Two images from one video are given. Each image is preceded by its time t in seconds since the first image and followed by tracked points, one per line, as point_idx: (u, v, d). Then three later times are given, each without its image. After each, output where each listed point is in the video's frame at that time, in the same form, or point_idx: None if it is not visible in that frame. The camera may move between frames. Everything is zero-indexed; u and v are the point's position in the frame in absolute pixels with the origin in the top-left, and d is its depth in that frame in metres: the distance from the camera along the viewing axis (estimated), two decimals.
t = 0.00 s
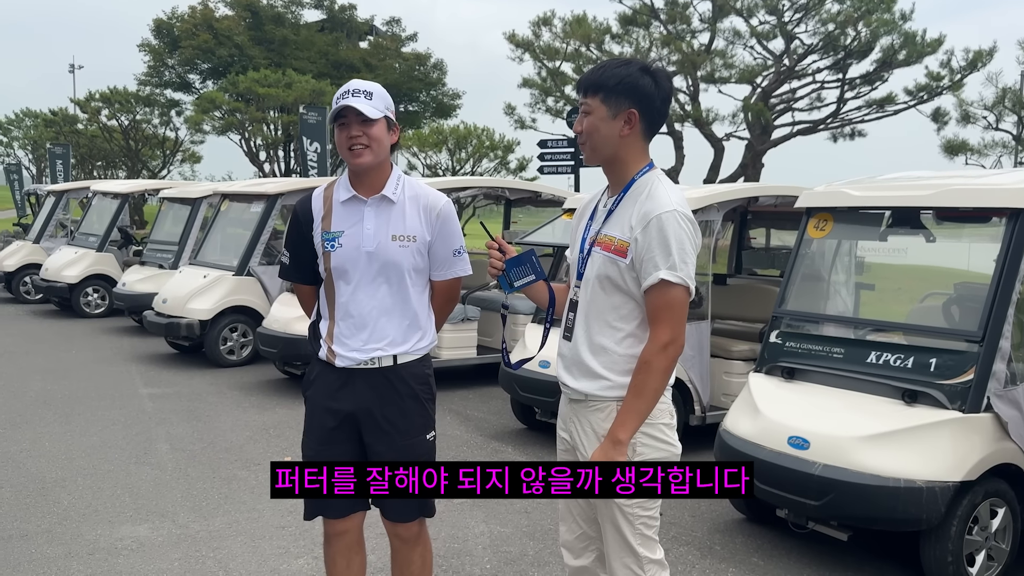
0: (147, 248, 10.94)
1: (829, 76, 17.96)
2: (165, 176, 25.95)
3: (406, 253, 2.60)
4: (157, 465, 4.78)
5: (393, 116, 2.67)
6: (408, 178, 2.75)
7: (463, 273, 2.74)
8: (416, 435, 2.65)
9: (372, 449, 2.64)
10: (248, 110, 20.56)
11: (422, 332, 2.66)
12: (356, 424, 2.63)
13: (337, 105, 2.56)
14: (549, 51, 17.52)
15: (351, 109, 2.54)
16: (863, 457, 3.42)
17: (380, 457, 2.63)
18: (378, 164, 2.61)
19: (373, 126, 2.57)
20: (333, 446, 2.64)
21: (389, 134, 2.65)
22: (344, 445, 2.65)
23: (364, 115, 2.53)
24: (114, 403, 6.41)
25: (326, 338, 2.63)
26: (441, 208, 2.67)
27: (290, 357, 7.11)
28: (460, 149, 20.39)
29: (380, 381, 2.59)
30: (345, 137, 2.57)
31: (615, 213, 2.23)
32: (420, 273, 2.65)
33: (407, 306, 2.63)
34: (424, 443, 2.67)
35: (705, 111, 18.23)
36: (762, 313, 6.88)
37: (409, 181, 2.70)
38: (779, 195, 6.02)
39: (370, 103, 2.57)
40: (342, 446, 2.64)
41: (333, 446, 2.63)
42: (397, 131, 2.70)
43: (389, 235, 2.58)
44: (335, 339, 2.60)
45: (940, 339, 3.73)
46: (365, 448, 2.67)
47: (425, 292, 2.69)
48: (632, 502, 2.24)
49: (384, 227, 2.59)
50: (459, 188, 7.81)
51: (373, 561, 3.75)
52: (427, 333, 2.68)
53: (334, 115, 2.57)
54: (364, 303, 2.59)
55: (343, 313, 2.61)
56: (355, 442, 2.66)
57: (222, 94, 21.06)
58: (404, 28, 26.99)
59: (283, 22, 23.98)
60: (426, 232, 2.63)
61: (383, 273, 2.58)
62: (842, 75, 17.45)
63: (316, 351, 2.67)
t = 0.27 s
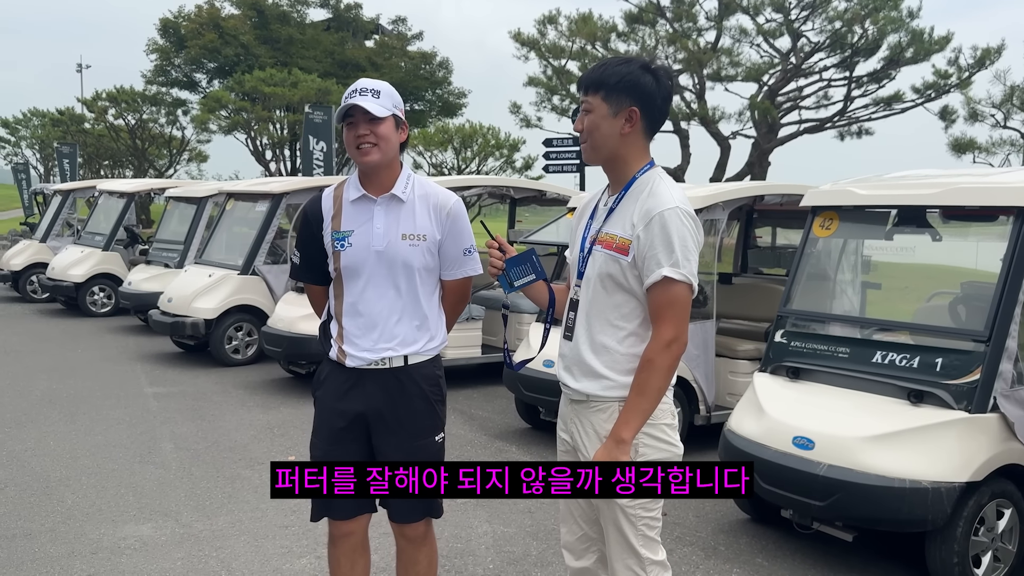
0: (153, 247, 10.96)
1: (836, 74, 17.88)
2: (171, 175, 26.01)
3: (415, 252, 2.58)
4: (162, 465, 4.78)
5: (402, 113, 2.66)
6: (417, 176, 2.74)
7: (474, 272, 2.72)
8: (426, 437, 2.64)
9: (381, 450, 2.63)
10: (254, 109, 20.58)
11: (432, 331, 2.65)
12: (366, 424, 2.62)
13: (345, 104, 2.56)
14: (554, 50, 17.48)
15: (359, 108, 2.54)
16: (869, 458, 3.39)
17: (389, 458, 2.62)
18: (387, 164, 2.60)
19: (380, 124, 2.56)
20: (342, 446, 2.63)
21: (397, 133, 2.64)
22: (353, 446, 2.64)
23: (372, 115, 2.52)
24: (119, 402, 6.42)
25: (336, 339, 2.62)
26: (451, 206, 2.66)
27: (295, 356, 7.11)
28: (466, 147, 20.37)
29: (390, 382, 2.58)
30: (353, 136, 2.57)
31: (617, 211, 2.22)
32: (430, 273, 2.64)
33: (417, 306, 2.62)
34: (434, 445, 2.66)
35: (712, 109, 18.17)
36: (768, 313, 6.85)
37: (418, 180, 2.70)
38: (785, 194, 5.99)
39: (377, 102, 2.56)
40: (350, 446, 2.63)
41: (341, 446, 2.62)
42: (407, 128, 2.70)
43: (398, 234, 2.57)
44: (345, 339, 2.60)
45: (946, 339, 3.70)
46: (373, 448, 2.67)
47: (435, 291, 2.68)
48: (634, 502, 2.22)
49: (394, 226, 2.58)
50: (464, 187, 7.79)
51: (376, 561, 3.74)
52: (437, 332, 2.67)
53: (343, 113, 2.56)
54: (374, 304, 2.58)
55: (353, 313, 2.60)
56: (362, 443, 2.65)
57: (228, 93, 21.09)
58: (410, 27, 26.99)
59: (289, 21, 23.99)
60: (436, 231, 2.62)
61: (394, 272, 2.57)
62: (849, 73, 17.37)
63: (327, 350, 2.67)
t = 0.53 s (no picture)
0: (158, 246, 11.00)
1: (843, 73, 17.80)
2: (178, 175, 26.11)
3: (430, 253, 2.58)
4: (164, 464, 4.79)
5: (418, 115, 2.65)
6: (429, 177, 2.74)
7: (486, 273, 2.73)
8: (436, 439, 2.65)
9: (391, 452, 2.63)
10: (260, 108, 20.61)
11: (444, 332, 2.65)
12: (378, 427, 2.61)
13: (361, 105, 2.54)
14: (560, 49, 17.45)
15: (376, 110, 2.52)
16: (872, 459, 3.37)
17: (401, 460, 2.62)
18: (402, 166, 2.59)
19: (396, 127, 2.55)
20: (352, 449, 2.60)
21: (412, 135, 2.63)
22: (363, 448, 2.62)
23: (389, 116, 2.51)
24: (123, 402, 6.43)
25: (348, 341, 2.60)
26: (464, 207, 2.66)
27: (298, 356, 7.11)
28: (471, 147, 20.37)
29: (404, 384, 2.58)
30: (368, 137, 2.56)
31: (614, 211, 2.21)
32: (443, 273, 2.64)
33: (429, 306, 2.61)
34: (444, 447, 2.67)
35: (718, 108, 18.11)
36: (772, 312, 6.82)
37: (431, 180, 2.70)
38: (790, 193, 5.96)
39: (394, 103, 2.55)
40: (361, 448, 2.61)
41: (352, 449, 2.59)
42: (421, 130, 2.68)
43: (413, 234, 2.56)
44: (358, 341, 2.58)
45: (950, 339, 3.67)
46: (382, 450, 2.66)
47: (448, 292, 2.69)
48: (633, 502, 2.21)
49: (408, 226, 2.57)
50: (467, 186, 7.78)
51: (377, 562, 3.74)
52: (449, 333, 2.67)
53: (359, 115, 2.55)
54: (385, 306, 2.57)
55: (366, 314, 2.58)
56: (372, 444, 2.64)
57: (234, 93, 21.13)
58: (416, 26, 27.00)
59: (295, 21, 24.02)
60: (449, 232, 2.62)
61: (409, 272, 2.57)
62: (855, 72, 17.29)
63: (338, 352, 2.64)
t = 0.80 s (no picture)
0: (163, 246, 11.02)
1: (849, 72, 17.71)
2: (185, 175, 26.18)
3: (439, 254, 2.58)
4: (166, 463, 4.79)
5: (430, 117, 2.63)
6: (437, 177, 2.73)
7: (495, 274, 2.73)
8: (443, 441, 2.65)
9: (398, 454, 2.62)
10: (266, 108, 20.64)
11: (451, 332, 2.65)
12: (385, 428, 2.60)
13: (374, 103, 2.53)
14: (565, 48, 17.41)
15: (389, 109, 2.51)
16: (873, 459, 3.35)
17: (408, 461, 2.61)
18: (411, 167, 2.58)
19: (408, 128, 2.54)
20: (358, 451, 2.58)
21: (423, 135, 2.61)
22: (369, 450, 2.60)
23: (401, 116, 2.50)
24: (127, 401, 6.45)
25: (356, 342, 2.59)
26: (473, 207, 2.67)
27: (302, 355, 7.11)
28: (477, 146, 20.35)
29: (412, 385, 2.57)
30: (379, 136, 2.55)
31: (609, 209, 2.19)
32: (451, 274, 2.64)
33: (436, 307, 2.61)
34: (451, 448, 2.67)
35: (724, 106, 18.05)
36: (776, 312, 6.79)
37: (439, 181, 2.69)
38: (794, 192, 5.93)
39: (407, 103, 2.53)
40: (367, 450, 2.59)
41: (359, 451, 2.58)
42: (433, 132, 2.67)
43: (422, 235, 2.56)
44: (367, 343, 2.57)
45: (954, 339, 3.64)
46: (388, 451, 2.64)
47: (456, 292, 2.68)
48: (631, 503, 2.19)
49: (417, 226, 2.56)
50: (471, 186, 7.77)
51: (377, 562, 3.73)
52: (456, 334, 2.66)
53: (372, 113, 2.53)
54: (392, 307, 2.56)
55: (374, 315, 2.58)
56: (378, 445, 2.62)
57: (240, 93, 21.17)
58: (422, 26, 27.00)
59: (301, 20, 24.05)
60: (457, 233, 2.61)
61: (417, 273, 2.56)
62: (862, 70, 17.22)
63: (345, 353, 2.63)
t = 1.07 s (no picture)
0: (168, 245, 11.05)
1: (856, 70, 17.63)
2: (192, 174, 26.25)
3: (441, 254, 2.57)
4: (167, 462, 4.80)
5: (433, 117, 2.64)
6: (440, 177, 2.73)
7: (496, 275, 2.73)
8: (443, 442, 2.64)
9: (397, 455, 2.61)
10: (272, 108, 20.67)
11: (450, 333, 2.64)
12: (385, 430, 2.59)
13: (380, 103, 2.52)
14: (569, 47, 17.38)
15: (395, 107, 2.51)
16: (874, 460, 3.32)
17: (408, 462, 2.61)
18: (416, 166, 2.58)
19: (414, 126, 2.53)
20: (357, 452, 2.58)
21: (427, 135, 2.61)
22: (368, 451, 2.59)
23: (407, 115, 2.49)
24: (130, 400, 6.47)
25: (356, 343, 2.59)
26: (475, 207, 2.67)
27: (305, 354, 7.12)
28: (482, 145, 20.34)
29: (412, 386, 2.57)
30: (385, 135, 2.54)
31: (604, 208, 2.19)
32: (453, 275, 2.63)
33: (437, 307, 2.60)
34: (450, 449, 2.66)
35: (729, 105, 17.99)
36: (780, 312, 6.76)
37: (441, 180, 2.69)
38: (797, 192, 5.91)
39: (414, 102, 2.53)
40: (366, 451, 2.58)
41: (357, 452, 2.57)
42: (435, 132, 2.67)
43: (423, 235, 2.55)
44: (367, 344, 2.56)
45: (956, 339, 3.61)
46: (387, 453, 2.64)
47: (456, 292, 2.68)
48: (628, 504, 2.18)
49: (418, 226, 2.55)
50: (474, 185, 7.76)
51: (375, 562, 3.73)
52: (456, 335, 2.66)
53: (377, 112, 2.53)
54: (393, 307, 2.55)
55: (374, 315, 2.57)
56: (377, 447, 2.62)
57: (246, 93, 21.21)
58: (427, 25, 27.01)
59: (307, 20, 24.08)
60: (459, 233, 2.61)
61: (418, 274, 2.55)
62: (868, 69, 17.14)
63: (345, 354, 2.62)
